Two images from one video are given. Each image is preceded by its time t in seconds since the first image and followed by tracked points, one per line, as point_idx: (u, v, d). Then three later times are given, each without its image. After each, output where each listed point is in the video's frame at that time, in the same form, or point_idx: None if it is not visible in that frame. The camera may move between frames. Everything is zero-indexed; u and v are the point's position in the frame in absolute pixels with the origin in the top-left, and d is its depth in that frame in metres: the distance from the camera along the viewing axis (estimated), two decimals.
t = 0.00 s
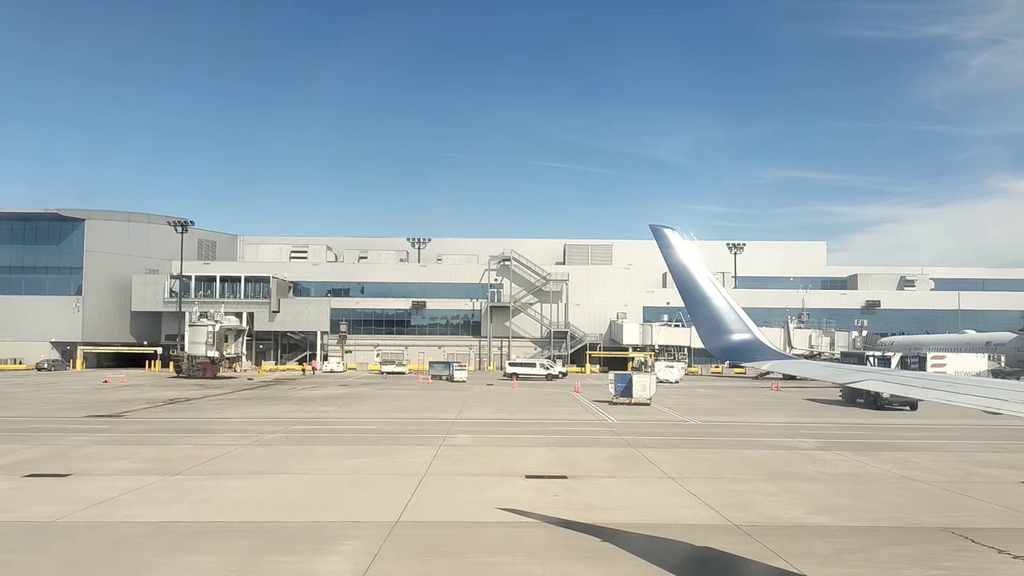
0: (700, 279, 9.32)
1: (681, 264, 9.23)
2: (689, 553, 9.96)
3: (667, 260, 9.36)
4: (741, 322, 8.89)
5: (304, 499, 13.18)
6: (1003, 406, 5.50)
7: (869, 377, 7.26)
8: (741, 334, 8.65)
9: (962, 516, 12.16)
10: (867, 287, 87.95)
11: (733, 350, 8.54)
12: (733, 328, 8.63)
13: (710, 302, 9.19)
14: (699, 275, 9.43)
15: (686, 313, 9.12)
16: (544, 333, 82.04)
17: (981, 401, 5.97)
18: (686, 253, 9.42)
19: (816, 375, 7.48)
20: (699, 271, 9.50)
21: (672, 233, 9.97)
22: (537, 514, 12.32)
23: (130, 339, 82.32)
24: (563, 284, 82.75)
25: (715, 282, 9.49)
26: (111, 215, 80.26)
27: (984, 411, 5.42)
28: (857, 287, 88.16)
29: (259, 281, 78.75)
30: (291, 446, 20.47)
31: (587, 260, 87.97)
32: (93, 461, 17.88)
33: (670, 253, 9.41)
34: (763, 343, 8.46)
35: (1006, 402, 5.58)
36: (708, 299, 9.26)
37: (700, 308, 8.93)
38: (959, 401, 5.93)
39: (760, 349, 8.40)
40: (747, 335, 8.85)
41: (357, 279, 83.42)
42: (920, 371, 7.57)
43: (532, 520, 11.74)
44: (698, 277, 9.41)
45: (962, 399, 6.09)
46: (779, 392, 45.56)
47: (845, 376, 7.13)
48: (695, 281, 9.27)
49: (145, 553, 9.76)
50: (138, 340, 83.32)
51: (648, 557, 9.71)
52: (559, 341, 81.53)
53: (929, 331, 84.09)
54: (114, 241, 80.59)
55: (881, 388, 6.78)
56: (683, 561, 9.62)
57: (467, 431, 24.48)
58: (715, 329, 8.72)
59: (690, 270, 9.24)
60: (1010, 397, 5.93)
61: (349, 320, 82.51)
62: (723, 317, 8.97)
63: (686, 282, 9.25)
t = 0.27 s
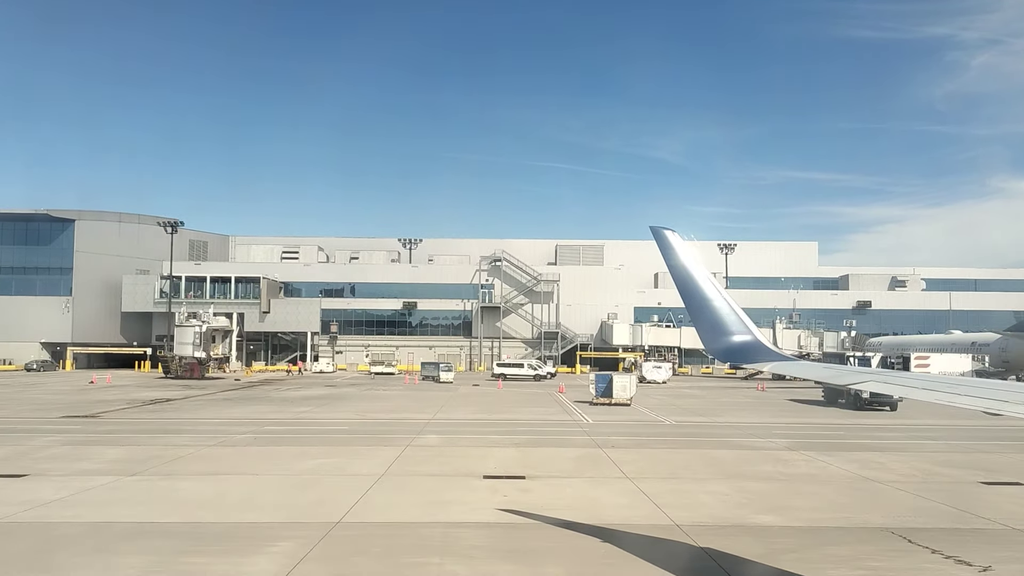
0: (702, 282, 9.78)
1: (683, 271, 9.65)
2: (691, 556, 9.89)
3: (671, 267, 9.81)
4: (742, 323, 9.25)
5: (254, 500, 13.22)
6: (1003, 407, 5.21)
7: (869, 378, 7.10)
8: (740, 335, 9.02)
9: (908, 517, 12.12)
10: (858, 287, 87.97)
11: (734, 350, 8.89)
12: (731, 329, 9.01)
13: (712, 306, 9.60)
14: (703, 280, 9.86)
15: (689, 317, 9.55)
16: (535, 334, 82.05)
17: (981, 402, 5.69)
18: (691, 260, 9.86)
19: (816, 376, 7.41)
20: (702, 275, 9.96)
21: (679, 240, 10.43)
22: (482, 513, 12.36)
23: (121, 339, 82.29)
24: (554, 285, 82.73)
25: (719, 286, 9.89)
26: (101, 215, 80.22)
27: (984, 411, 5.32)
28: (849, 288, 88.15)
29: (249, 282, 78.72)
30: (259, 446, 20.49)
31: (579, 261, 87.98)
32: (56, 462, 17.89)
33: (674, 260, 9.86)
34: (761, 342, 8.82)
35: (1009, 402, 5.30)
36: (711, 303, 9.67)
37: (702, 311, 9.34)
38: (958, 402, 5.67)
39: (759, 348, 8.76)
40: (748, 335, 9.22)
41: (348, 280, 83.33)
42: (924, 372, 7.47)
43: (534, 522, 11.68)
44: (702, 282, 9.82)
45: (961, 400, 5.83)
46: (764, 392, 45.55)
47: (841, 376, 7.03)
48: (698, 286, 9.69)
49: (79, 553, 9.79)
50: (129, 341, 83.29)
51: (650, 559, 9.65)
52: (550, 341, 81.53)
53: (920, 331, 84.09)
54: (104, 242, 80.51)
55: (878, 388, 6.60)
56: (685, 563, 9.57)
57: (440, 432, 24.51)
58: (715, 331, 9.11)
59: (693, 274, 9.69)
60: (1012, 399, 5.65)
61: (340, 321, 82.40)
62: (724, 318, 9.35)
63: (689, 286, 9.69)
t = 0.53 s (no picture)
0: (702, 280, 9.01)
1: (683, 263, 8.95)
2: (693, 556, 9.87)
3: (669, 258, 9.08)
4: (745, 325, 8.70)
5: (203, 500, 13.14)
6: (1006, 408, 5.33)
7: (873, 379, 7.21)
8: (744, 336, 8.50)
9: (853, 517, 12.12)
10: (851, 287, 87.94)
11: (739, 353, 8.33)
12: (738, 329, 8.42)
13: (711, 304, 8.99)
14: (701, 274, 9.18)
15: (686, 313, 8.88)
16: (527, 334, 82.00)
17: (986, 403, 5.81)
18: (690, 252, 9.14)
19: (817, 375, 7.55)
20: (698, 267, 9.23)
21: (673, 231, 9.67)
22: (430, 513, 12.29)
23: (112, 339, 82.21)
24: (546, 285, 82.70)
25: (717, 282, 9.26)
26: (93, 215, 80.17)
27: (987, 411, 5.44)
28: (841, 288, 88.17)
29: (240, 282, 78.66)
30: (224, 447, 20.41)
31: (571, 261, 87.98)
32: (17, 462, 17.79)
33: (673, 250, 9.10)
34: (768, 346, 8.30)
35: (1011, 403, 5.41)
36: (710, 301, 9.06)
37: (704, 309, 8.69)
38: (964, 402, 5.77)
39: (766, 352, 8.26)
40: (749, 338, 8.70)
41: (340, 280, 83.26)
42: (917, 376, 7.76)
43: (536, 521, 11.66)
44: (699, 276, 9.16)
45: (968, 401, 5.94)
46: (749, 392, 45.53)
47: (846, 378, 7.11)
48: (697, 282, 9.01)
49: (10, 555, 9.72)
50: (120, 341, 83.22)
51: (653, 561, 9.63)
52: (542, 342, 81.49)
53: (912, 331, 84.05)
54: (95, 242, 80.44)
55: (884, 389, 6.69)
56: (688, 563, 9.57)
57: (412, 431, 24.43)
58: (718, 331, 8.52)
59: (691, 267, 8.95)
60: (1013, 400, 5.78)
61: (331, 321, 82.28)
62: (725, 318, 8.79)
63: (688, 280, 9.01)
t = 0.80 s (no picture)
0: (704, 280, 9.36)
1: (685, 263, 9.27)
2: (696, 556, 9.80)
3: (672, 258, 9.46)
4: (748, 325, 9.06)
5: (152, 500, 13.08)
6: (1009, 409, 4.94)
7: (875, 379, 6.85)
8: (745, 336, 8.88)
9: (803, 518, 11.99)
10: (843, 288, 87.94)
11: (741, 353, 8.71)
12: (739, 328, 8.78)
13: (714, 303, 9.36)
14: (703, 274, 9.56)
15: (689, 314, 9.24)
16: (519, 334, 82.03)
17: (990, 403, 5.41)
18: (693, 253, 9.51)
19: (818, 376, 7.23)
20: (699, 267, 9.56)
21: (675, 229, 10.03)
22: (377, 514, 12.23)
23: (103, 340, 82.13)
24: (537, 285, 82.69)
25: (720, 283, 9.63)
26: (84, 216, 80.15)
27: (990, 411, 5.06)
28: (833, 288, 88.17)
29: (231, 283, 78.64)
30: (191, 448, 20.35)
31: (564, 262, 88.06)
32: None
33: (676, 251, 9.46)
34: (769, 346, 8.66)
35: (1014, 403, 5.01)
36: (712, 300, 9.43)
37: (707, 310, 9.04)
38: (967, 403, 5.40)
39: (767, 352, 8.63)
40: (750, 337, 9.06)
41: (331, 281, 83.23)
42: (926, 374, 7.34)
43: (536, 522, 11.56)
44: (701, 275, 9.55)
45: (974, 400, 5.54)
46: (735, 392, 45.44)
47: (846, 378, 6.78)
48: (701, 282, 9.38)
49: None
50: (111, 342, 83.16)
51: (658, 562, 9.54)
52: (533, 342, 81.51)
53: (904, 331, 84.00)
54: (87, 243, 80.43)
55: (885, 390, 6.34)
56: (689, 564, 9.49)
57: (385, 432, 24.37)
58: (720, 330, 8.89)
59: (693, 268, 9.28)
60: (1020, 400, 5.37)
61: (323, 322, 82.22)
62: (726, 318, 9.16)
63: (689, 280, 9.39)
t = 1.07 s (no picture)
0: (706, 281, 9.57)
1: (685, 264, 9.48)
2: (699, 556, 9.76)
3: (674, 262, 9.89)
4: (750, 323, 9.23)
5: (100, 502, 13.03)
6: (1012, 407, 4.79)
7: (879, 379, 6.72)
8: (747, 334, 9.03)
9: (749, 519, 11.97)
10: (836, 287, 87.92)
11: (744, 351, 8.87)
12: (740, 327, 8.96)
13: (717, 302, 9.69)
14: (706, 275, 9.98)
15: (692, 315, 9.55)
16: (511, 335, 82.06)
17: (992, 403, 5.27)
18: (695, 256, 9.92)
19: (821, 375, 7.13)
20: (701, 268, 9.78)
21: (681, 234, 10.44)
22: (322, 514, 12.18)
23: (96, 341, 82.06)
24: (530, 285, 82.66)
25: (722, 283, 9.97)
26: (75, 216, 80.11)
27: (992, 411, 4.92)
28: (826, 288, 88.15)
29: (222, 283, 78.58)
30: (158, 449, 20.29)
31: (557, 262, 88.09)
32: None
33: (677, 255, 9.82)
34: (769, 342, 8.81)
35: (1017, 402, 4.86)
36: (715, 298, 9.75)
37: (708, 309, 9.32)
38: (969, 402, 5.25)
39: (768, 349, 8.78)
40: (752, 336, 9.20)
41: (324, 281, 83.18)
42: (938, 373, 7.21)
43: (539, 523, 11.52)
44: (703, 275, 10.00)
45: (976, 399, 5.40)
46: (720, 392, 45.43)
47: (848, 377, 6.64)
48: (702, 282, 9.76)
49: None
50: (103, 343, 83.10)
51: (660, 563, 9.54)
52: (526, 342, 81.50)
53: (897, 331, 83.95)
54: (79, 244, 80.40)
55: (888, 389, 6.20)
56: (692, 565, 9.45)
57: (358, 433, 24.32)
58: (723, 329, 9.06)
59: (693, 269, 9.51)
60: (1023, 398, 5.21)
61: (315, 322, 82.15)
62: (729, 317, 9.33)
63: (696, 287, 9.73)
